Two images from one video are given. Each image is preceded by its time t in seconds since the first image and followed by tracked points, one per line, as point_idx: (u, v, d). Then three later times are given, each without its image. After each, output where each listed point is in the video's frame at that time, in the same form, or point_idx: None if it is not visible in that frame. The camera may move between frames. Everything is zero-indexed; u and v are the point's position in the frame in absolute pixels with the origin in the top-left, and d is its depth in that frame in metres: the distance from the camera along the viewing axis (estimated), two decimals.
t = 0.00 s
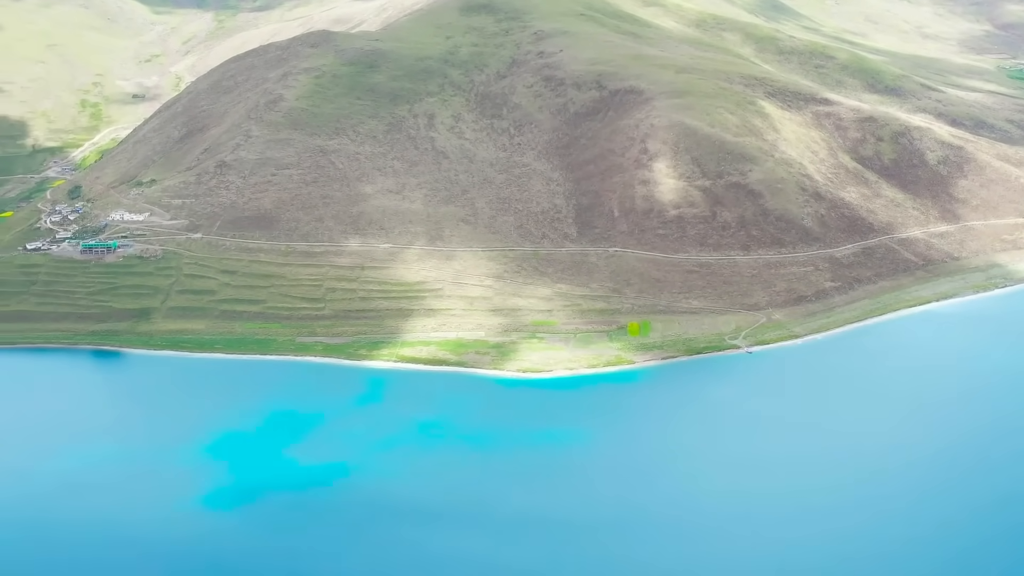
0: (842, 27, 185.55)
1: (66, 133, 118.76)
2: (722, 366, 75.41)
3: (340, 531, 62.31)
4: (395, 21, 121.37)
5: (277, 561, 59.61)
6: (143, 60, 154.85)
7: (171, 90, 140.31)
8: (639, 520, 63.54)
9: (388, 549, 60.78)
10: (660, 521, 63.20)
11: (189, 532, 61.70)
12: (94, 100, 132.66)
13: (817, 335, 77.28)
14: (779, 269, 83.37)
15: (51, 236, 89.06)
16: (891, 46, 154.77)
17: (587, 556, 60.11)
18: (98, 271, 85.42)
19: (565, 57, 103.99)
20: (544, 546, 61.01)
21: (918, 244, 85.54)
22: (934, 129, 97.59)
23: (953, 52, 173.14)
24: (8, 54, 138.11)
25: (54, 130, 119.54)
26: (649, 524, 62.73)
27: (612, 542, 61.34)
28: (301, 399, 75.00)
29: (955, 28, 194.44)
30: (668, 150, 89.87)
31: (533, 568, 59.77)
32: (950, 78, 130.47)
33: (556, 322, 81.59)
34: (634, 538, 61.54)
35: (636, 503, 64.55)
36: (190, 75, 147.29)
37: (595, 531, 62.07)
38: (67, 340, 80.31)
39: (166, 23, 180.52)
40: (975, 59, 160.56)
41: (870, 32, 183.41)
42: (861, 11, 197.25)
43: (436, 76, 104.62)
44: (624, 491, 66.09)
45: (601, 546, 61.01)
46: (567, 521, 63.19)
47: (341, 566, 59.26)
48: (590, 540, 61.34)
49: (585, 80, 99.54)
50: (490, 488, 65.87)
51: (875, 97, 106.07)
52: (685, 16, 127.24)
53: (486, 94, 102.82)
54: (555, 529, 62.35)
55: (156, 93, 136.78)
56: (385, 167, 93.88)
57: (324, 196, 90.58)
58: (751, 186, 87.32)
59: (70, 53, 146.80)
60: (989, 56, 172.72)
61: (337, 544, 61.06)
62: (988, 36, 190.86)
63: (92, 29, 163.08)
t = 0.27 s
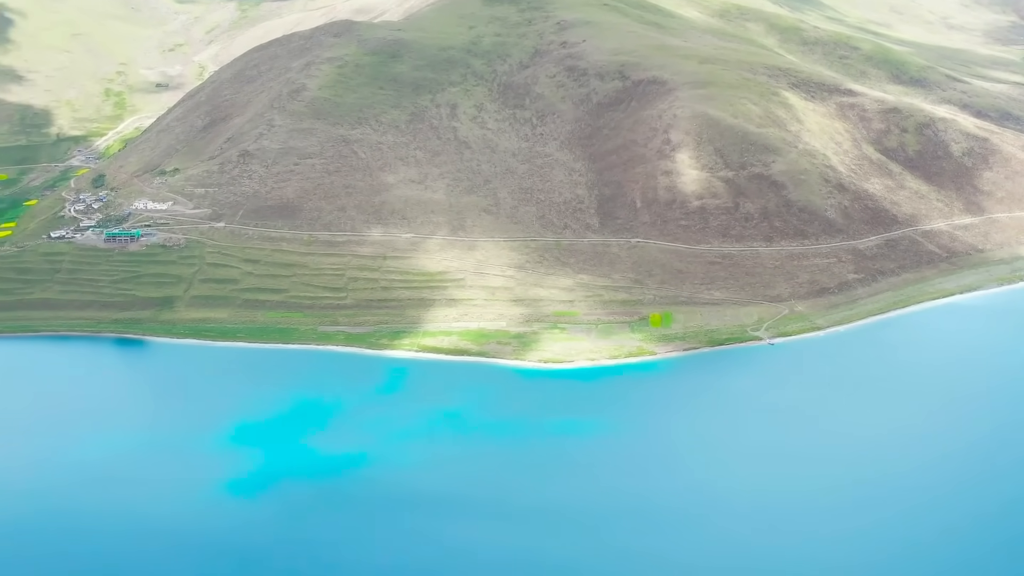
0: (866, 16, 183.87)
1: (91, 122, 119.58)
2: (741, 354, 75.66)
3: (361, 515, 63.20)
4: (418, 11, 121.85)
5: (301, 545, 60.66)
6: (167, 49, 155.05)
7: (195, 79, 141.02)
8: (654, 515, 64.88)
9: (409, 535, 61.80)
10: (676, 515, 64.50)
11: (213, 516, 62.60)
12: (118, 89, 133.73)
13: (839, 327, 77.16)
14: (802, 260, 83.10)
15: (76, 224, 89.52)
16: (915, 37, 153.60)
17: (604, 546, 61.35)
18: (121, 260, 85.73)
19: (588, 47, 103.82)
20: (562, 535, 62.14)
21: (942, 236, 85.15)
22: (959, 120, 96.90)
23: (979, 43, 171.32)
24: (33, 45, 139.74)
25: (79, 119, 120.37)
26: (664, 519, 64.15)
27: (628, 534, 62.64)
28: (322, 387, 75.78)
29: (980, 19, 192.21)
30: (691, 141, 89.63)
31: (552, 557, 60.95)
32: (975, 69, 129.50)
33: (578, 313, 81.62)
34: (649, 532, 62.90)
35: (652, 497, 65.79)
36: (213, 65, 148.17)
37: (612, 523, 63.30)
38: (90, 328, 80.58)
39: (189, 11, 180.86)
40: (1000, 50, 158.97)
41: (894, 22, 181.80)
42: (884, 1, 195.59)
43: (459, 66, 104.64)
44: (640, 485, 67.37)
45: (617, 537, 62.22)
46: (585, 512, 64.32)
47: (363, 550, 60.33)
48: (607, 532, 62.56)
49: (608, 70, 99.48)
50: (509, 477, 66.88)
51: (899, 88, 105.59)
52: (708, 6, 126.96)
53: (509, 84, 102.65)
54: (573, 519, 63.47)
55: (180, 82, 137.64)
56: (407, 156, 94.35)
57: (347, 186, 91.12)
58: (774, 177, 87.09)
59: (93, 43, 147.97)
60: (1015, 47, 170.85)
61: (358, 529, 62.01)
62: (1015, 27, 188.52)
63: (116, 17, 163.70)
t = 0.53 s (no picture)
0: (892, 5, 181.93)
1: (116, 111, 119.45)
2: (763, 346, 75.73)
3: (381, 506, 64.29)
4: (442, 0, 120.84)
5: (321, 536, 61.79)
6: (191, 38, 154.80)
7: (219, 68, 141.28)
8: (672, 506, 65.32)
9: (427, 526, 62.77)
10: (692, 506, 64.81)
11: (235, 507, 63.76)
12: (143, 78, 134.35)
13: (863, 320, 77.03)
14: (826, 252, 82.74)
15: (100, 213, 89.90)
16: (941, 28, 152.22)
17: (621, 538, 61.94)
18: (145, 249, 85.98)
19: (612, 37, 103.58)
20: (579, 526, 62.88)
21: (967, 229, 84.74)
22: (986, 112, 96.06)
23: (1006, 32, 169.19)
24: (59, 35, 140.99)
25: (103, 107, 120.60)
26: (682, 510, 64.46)
27: (644, 525, 63.10)
28: (343, 374, 76.23)
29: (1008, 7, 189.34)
30: (715, 132, 89.41)
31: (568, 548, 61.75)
32: (1002, 59, 128.29)
33: (600, 303, 81.58)
34: (666, 522, 63.28)
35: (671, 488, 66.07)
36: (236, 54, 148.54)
37: (628, 515, 63.84)
38: (114, 316, 80.65)
39: None
40: None
41: (920, 11, 179.81)
42: None
43: (483, 56, 104.69)
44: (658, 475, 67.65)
45: (634, 528, 62.71)
46: (602, 502, 64.91)
47: (382, 543, 61.52)
48: (624, 523, 63.10)
49: (632, 61, 99.27)
50: (527, 468, 67.59)
51: (925, 79, 105.00)
52: None
53: (532, 74, 102.67)
54: (590, 510, 64.18)
55: (204, 71, 137.76)
56: (431, 146, 94.15)
57: (370, 175, 90.72)
58: (798, 168, 86.79)
59: (118, 31, 148.76)
60: None
61: (377, 520, 63.12)
62: None
63: (141, 6, 163.98)
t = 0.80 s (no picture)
0: None
1: (142, 100, 121.19)
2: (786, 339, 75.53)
3: (405, 496, 64.33)
4: None
5: (345, 524, 61.84)
6: (217, 28, 155.68)
7: (244, 58, 142.41)
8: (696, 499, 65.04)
9: (451, 515, 62.74)
10: (716, 499, 64.48)
11: (259, 496, 64.02)
12: (169, 67, 135.44)
13: (888, 313, 76.64)
14: (851, 245, 82.43)
15: (126, 201, 90.61)
16: (969, 19, 150.62)
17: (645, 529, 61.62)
18: (170, 237, 86.40)
19: (637, 28, 103.32)
20: (603, 517, 62.65)
21: (994, 222, 84.23)
22: (1014, 104, 95.19)
23: None
24: (87, 23, 142.39)
25: (130, 96, 121.94)
26: (706, 503, 64.15)
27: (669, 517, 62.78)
28: (366, 364, 76.39)
29: None
30: (740, 123, 89.09)
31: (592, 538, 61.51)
32: None
33: (625, 295, 81.49)
34: (691, 514, 62.91)
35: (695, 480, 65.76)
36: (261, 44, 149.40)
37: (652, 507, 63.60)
38: (139, 305, 80.68)
39: None
40: None
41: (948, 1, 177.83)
42: None
43: (507, 47, 105.15)
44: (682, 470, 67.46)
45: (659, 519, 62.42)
46: (626, 494, 64.72)
47: (406, 531, 61.41)
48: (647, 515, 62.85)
49: (658, 52, 98.90)
50: (550, 459, 67.54)
51: (953, 71, 104.34)
52: None
53: (557, 65, 102.75)
54: (614, 501, 63.98)
55: (230, 61, 138.97)
56: (455, 137, 94.55)
57: (395, 165, 91.12)
58: (824, 160, 86.35)
59: (144, 21, 149.99)
60: None
61: (401, 510, 63.12)
62: None
63: None
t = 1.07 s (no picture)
0: None
1: (171, 90, 121.73)
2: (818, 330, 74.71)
3: (426, 485, 64.47)
4: None
5: (366, 513, 61.99)
6: (244, 17, 156.43)
7: (271, 48, 143.59)
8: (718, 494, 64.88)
9: (472, 504, 62.83)
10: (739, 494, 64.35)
11: (284, 485, 64.50)
12: (197, 57, 136.70)
13: (916, 306, 76.15)
14: (879, 237, 82.00)
15: (154, 190, 91.33)
16: (1000, 10, 149.13)
17: (667, 521, 61.49)
18: (198, 226, 86.86)
19: (665, 19, 102.79)
20: (625, 508, 62.58)
21: None
22: None
23: None
24: (116, 13, 144.27)
25: (158, 86, 122.60)
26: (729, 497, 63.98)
27: (692, 509, 62.63)
28: (390, 354, 76.73)
29: None
30: (769, 115, 88.71)
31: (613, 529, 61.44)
32: None
33: (651, 287, 81.44)
34: (713, 507, 62.70)
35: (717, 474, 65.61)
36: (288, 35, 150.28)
37: (674, 500, 63.48)
38: (166, 293, 80.78)
39: None
40: None
41: None
42: None
43: (535, 37, 104.45)
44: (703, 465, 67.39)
45: (681, 511, 62.27)
46: (648, 486, 64.65)
47: (427, 519, 61.51)
48: (670, 507, 62.72)
49: (686, 43, 98.43)
50: (572, 450, 67.56)
51: (983, 63, 103.65)
52: None
53: (585, 55, 101.92)
54: (636, 493, 63.91)
55: (257, 51, 139.82)
56: (482, 127, 95.06)
57: (422, 155, 92.16)
58: (853, 152, 85.94)
59: (172, 10, 151.45)
60: None
61: (423, 498, 63.26)
62: None
63: None
